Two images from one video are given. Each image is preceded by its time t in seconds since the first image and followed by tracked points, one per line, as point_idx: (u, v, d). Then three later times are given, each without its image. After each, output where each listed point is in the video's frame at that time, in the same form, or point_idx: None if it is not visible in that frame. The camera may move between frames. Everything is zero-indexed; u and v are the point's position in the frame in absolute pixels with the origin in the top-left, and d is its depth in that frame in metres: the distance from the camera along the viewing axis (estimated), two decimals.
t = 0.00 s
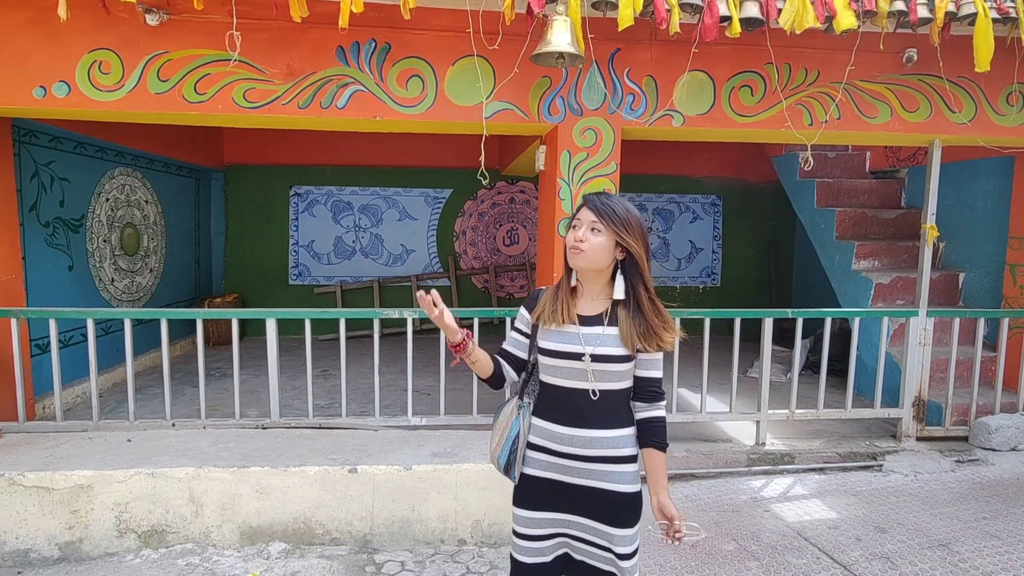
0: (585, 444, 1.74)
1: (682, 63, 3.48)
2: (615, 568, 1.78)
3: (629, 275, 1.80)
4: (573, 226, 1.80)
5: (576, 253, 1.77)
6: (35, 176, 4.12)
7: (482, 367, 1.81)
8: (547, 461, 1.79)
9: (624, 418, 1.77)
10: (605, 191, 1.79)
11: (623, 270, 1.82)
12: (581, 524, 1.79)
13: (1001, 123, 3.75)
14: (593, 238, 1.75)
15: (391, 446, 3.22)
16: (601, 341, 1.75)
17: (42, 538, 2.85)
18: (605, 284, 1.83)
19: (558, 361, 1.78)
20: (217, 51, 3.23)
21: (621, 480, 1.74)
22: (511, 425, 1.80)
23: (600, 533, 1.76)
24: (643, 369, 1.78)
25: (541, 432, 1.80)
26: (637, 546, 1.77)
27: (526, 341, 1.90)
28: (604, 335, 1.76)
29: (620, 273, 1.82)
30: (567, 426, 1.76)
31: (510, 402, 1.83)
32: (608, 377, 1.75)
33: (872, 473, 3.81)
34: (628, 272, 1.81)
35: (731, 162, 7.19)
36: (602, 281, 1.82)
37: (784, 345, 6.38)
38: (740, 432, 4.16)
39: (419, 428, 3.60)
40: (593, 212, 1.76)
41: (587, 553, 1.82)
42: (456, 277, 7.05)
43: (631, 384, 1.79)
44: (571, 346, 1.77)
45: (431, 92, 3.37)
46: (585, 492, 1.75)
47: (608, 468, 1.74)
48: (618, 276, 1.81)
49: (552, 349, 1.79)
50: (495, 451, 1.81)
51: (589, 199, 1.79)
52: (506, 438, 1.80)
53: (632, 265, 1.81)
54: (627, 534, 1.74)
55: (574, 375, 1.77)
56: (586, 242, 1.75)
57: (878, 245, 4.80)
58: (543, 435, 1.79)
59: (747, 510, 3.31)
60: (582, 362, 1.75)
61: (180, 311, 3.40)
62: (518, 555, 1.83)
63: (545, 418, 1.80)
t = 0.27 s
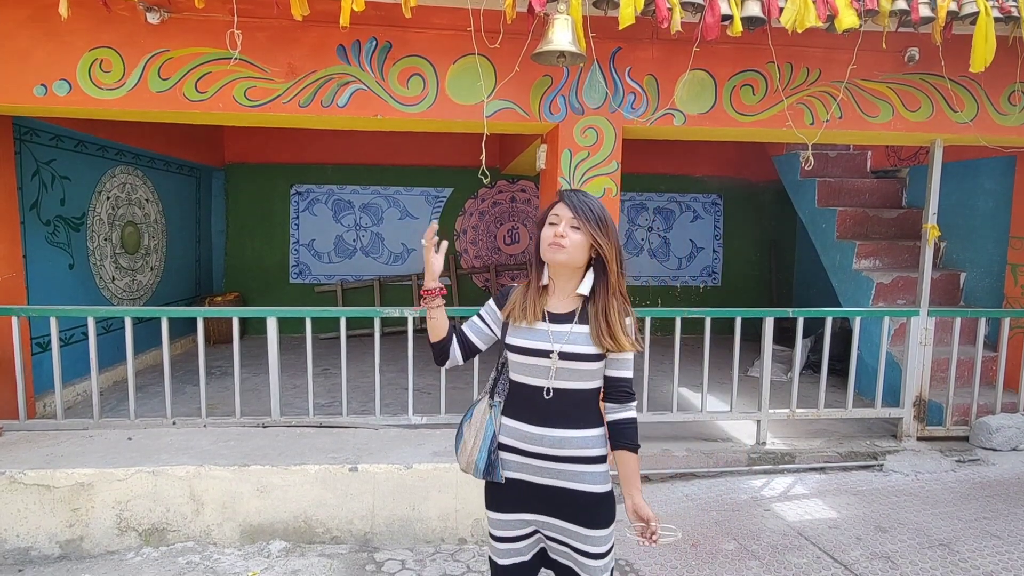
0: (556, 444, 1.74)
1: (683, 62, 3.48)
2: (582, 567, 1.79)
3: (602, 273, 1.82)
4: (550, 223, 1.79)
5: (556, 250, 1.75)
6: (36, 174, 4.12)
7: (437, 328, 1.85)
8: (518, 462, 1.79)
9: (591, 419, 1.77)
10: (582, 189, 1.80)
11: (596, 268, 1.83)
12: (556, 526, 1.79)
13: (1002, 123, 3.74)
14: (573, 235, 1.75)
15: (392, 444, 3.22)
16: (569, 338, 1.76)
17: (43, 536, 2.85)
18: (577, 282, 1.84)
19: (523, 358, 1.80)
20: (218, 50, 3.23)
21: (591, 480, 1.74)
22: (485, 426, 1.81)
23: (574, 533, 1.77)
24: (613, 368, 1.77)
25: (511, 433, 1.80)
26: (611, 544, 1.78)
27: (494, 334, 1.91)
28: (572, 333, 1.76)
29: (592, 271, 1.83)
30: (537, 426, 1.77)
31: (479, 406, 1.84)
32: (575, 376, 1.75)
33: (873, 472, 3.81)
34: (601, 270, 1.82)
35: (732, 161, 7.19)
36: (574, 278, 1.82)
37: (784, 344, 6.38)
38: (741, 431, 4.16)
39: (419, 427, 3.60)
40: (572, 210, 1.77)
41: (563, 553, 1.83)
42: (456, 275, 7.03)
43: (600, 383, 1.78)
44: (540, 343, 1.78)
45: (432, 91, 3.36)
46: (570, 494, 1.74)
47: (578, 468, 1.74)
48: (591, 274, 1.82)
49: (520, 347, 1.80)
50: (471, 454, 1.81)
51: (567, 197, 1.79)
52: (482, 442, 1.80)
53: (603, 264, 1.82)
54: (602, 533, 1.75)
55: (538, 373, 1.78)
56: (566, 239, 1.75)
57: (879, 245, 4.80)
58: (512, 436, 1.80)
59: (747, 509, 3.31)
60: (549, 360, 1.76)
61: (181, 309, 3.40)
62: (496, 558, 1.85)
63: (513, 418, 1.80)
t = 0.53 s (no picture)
0: (534, 445, 1.75)
1: (685, 61, 3.48)
2: (567, 569, 1.80)
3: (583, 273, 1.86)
4: (536, 222, 1.79)
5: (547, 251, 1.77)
6: (37, 173, 4.12)
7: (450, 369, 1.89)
8: (497, 463, 1.80)
9: (572, 419, 1.80)
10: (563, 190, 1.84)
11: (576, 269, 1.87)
12: (537, 528, 1.79)
13: (1004, 123, 3.74)
14: (564, 236, 1.78)
15: (393, 444, 3.22)
16: (548, 337, 1.77)
17: (43, 534, 2.85)
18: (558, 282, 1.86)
19: (505, 359, 1.79)
20: (219, 49, 3.23)
21: (570, 480, 1.75)
22: (461, 426, 1.83)
23: (557, 535, 1.77)
24: (592, 369, 1.82)
25: (487, 433, 1.80)
26: (596, 544, 1.79)
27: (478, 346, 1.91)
28: (551, 332, 1.77)
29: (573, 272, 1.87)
30: (517, 427, 1.77)
31: (458, 405, 1.87)
32: (556, 376, 1.76)
33: (874, 473, 3.81)
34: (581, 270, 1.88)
35: (734, 161, 7.18)
36: (555, 279, 1.85)
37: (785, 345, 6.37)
38: (742, 431, 4.16)
39: (420, 426, 3.60)
40: (560, 211, 1.80)
41: (547, 558, 1.82)
42: (457, 275, 7.04)
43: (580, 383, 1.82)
44: (518, 344, 1.78)
45: (434, 90, 3.36)
46: (561, 495, 1.74)
47: (557, 469, 1.74)
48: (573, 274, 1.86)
49: (499, 347, 1.80)
50: (446, 453, 1.83)
51: (551, 197, 1.82)
52: (455, 440, 1.82)
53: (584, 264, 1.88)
54: (585, 533, 1.76)
55: (524, 374, 1.78)
56: (558, 239, 1.77)
57: (881, 245, 4.79)
58: (489, 436, 1.80)
59: (747, 509, 3.30)
60: (532, 360, 1.77)
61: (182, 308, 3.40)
62: (483, 559, 1.87)
63: (492, 419, 1.81)
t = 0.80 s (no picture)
0: (522, 444, 1.77)
1: (687, 61, 3.47)
2: (558, 567, 1.80)
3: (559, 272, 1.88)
4: (513, 220, 1.79)
5: (522, 249, 1.77)
6: (39, 170, 4.12)
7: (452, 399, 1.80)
8: (484, 463, 1.81)
9: (558, 416, 1.82)
10: (539, 189, 1.84)
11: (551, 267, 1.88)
12: (527, 527, 1.80)
13: (1007, 123, 3.73)
14: (539, 235, 1.79)
15: (392, 442, 3.22)
16: (527, 339, 1.77)
17: (43, 532, 2.85)
18: (533, 281, 1.87)
19: (486, 363, 1.80)
20: (220, 47, 3.22)
21: (559, 477, 1.77)
22: (440, 427, 1.88)
23: (548, 533, 1.78)
24: (576, 357, 1.90)
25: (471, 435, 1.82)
26: (586, 540, 1.81)
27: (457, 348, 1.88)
28: (530, 334, 1.78)
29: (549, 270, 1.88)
30: (502, 427, 1.78)
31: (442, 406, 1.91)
32: (537, 376, 1.78)
33: (874, 473, 3.81)
34: (558, 269, 1.88)
35: (735, 161, 7.17)
36: (531, 278, 1.86)
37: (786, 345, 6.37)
38: (742, 431, 4.15)
39: (420, 425, 3.60)
40: (538, 209, 1.80)
41: (538, 558, 1.82)
42: (458, 274, 7.04)
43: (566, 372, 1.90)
44: (500, 347, 1.78)
45: (435, 89, 3.36)
46: (556, 493, 1.76)
47: (544, 466, 1.77)
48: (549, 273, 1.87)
49: (479, 352, 1.80)
50: (427, 449, 1.91)
51: (527, 196, 1.81)
52: (435, 438, 1.89)
53: (560, 263, 1.88)
54: (575, 529, 1.78)
55: (503, 376, 1.78)
56: (534, 238, 1.77)
57: (882, 245, 4.79)
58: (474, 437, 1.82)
59: (747, 510, 3.30)
60: (513, 363, 1.77)
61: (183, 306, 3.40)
62: (473, 560, 1.91)
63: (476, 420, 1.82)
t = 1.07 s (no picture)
0: (518, 439, 1.78)
1: (689, 59, 3.47)
2: (557, 562, 1.80)
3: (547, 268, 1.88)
4: (501, 220, 1.79)
5: (512, 249, 1.78)
6: (39, 167, 4.11)
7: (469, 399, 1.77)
8: (482, 460, 1.82)
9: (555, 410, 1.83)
10: (524, 187, 1.85)
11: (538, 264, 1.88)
12: (524, 523, 1.80)
13: (1009, 123, 3.72)
14: (528, 233, 1.79)
15: (392, 440, 3.22)
16: (520, 338, 1.78)
17: (43, 528, 2.86)
18: (523, 280, 1.87)
19: (482, 364, 1.78)
20: (220, 44, 3.22)
21: (557, 470, 1.79)
22: (442, 431, 1.85)
23: (546, 528, 1.78)
24: (569, 353, 1.88)
25: (468, 432, 1.83)
26: (584, 535, 1.80)
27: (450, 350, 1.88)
28: (521, 333, 1.78)
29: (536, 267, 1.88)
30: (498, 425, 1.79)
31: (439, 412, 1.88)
32: (532, 374, 1.78)
33: (874, 473, 3.81)
34: (546, 266, 1.89)
35: (736, 160, 7.16)
36: (519, 276, 1.86)
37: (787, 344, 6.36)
38: (742, 431, 4.15)
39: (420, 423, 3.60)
40: (525, 207, 1.80)
41: (537, 555, 1.81)
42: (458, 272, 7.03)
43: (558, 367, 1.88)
44: (492, 348, 1.78)
45: (436, 86, 3.35)
46: (556, 486, 1.78)
47: (542, 461, 1.78)
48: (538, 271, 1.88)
49: (474, 354, 1.79)
50: (429, 461, 1.84)
51: (513, 195, 1.82)
52: (438, 445, 1.84)
53: (548, 260, 1.89)
54: (572, 523, 1.78)
55: (499, 376, 1.78)
56: (523, 237, 1.78)
57: (883, 245, 4.78)
58: (470, 434, 1.83)
59: (747, 509, 3.30)
60: (507, 363, 1.77)
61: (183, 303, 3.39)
62: (472, 558, 1.91)
63: (472, 419, 1.82)
